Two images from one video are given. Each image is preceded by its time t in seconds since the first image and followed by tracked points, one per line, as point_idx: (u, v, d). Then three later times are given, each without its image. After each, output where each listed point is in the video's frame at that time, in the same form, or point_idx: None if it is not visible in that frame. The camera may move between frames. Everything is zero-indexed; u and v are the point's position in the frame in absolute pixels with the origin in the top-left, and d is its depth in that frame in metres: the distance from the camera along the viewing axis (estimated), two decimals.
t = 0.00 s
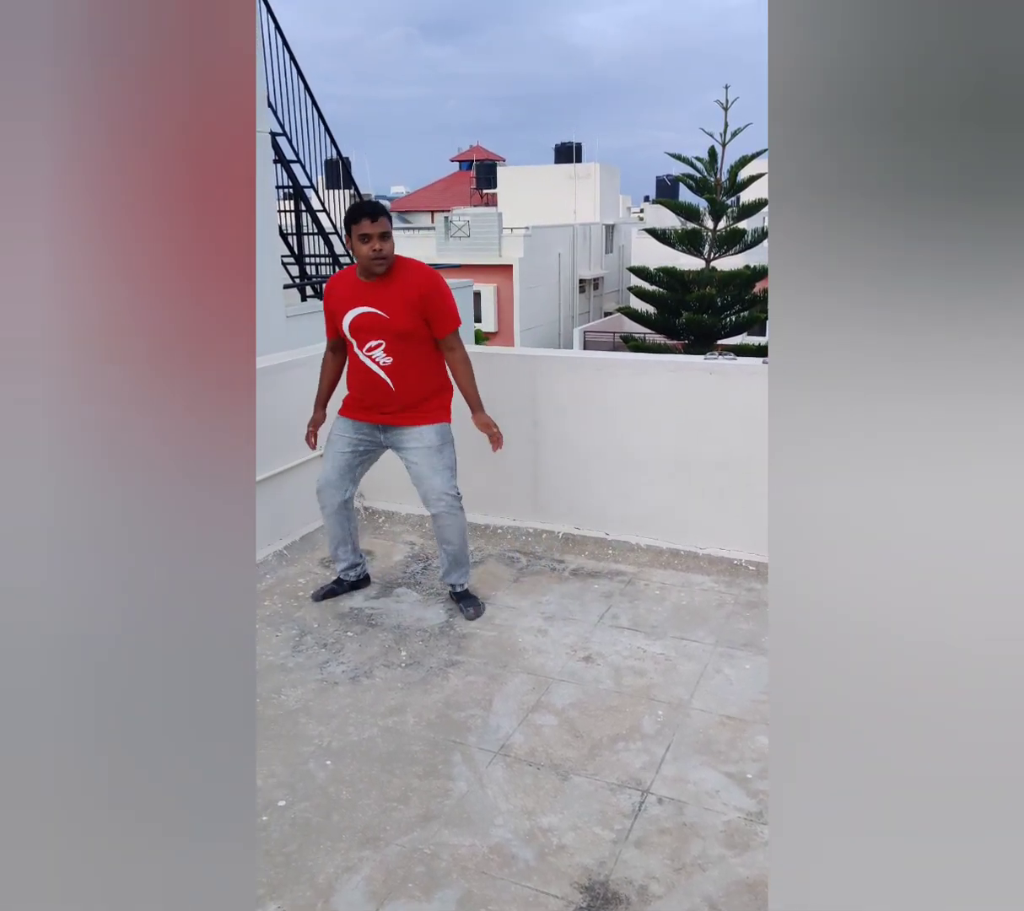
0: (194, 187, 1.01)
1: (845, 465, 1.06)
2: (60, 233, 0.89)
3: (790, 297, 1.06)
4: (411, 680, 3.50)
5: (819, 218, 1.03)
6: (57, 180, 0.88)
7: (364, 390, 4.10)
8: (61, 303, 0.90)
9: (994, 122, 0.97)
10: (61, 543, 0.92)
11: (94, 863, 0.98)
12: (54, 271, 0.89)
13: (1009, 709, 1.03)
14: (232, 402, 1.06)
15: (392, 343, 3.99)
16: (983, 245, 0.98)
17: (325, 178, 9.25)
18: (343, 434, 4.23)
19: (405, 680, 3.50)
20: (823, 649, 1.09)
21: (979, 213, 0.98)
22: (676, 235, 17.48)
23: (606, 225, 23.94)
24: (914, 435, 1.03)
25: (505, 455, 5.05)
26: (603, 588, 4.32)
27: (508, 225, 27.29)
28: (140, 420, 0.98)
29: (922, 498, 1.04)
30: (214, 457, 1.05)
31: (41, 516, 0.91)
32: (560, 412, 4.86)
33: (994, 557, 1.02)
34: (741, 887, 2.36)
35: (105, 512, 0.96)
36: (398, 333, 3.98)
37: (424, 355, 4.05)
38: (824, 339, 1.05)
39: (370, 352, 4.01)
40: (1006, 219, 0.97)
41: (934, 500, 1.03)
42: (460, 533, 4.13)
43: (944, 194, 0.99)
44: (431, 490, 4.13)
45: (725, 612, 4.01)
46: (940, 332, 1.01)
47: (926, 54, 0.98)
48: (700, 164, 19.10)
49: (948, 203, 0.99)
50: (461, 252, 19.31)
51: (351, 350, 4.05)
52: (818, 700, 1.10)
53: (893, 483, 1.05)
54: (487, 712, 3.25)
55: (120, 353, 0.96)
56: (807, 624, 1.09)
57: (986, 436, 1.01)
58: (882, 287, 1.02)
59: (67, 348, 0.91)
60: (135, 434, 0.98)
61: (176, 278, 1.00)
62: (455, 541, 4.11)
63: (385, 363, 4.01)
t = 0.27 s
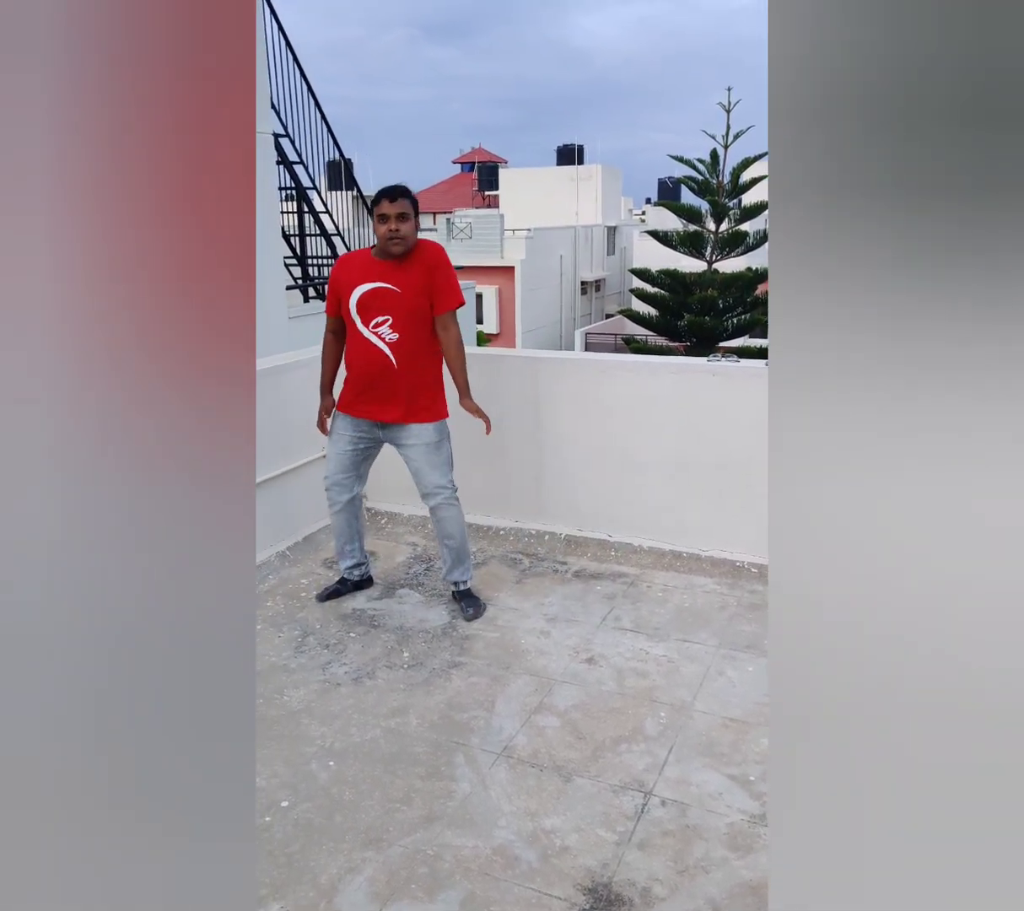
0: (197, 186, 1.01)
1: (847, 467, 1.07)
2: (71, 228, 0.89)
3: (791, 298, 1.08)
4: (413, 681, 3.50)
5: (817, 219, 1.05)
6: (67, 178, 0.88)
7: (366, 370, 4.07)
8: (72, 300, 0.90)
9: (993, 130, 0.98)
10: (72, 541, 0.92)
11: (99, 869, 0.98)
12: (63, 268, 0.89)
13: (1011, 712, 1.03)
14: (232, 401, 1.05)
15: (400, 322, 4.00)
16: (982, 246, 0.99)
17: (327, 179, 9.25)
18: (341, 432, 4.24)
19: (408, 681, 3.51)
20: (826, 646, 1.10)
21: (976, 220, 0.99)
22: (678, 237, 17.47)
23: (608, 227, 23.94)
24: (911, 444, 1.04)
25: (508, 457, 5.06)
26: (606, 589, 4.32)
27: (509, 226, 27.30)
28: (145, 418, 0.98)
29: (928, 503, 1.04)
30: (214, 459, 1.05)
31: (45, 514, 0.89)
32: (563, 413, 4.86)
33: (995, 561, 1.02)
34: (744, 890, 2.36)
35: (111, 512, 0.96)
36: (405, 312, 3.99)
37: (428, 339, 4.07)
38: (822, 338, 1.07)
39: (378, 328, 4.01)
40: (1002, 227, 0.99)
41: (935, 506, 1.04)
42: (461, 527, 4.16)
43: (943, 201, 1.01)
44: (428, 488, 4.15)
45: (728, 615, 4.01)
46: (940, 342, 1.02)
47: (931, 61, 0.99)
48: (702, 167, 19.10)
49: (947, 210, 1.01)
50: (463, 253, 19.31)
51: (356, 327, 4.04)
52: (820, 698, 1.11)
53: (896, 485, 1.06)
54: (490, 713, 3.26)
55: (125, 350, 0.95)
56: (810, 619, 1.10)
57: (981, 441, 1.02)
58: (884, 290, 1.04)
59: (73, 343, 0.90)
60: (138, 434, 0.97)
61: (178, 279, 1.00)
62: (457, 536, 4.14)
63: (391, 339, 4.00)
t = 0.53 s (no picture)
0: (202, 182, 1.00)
1: (847, 466, 1.05)
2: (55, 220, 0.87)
3: (790, 292, 1.05)
4: (420, 680, 3.50)
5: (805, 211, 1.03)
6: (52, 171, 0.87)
7: (364, 368, 4.08)
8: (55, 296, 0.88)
9: (1000, 112, 0.95)
10: (54, 544, 0.90)
11: (104, 867, 0.98)
12: (47, 264, 0.87)
13: (1011, 711, 1.02)
14: (231, 400, 1.04)
15: (397, 320, 3.99)
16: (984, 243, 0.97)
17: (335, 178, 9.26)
18: (348, 431, 4.24)
19: (414, 680, 3.51)
20: (822, 649, 1.08)
21: (978, 205, 0.97)
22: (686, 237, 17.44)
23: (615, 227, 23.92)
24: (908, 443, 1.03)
25: (515, 456, 5.05)
26: (612, 589, 4.31)
27: (516, 225, 27.30)
28: (135, 415, 0.96)
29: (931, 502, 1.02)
30: (209, 458, 1.03)
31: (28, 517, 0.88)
32: (570, 412, 4.86)
33: (995, 561, 1.01)
34: (751, 891, 2.35)
35: (98, 512, 0.94)
36: (403, 311, 3.99)
37: (427, 337, 4.05)
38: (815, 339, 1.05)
39: (375, 326, 4.01)
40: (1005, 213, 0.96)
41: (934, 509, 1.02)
42: (467, 524, 4.17)
43: (944, 184, 0.98)
44: (433, 488, 4.15)
45: (735, 615, 4.00)
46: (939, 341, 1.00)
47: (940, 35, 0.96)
48: (710, 167, 19.06)
49: (947, 194, 0.98)
50: (470, 252, 19.32)
51: (354, 325, 4.04)
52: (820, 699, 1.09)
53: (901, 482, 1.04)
54: (496, 712, 3.26)
55: (118, 352, 0.94)
56: (810, 617, 1.09)
57: (990, 445, 1.00)
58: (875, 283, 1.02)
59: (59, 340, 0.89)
60: (127, 434, 0.96)
61: (171, 274, 0.98)
62: (463, 533, 4.14)
63: (388, 338, 4.00)
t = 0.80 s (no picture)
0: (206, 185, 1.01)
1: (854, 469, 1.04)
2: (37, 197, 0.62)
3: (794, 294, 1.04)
4: (426, 680, 3.50)
5: (795, 225, 0.64)
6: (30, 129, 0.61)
7: (362, 369, 4.09)
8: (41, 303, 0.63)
9: (1000, 103, 0.58)
10: (38, 644, 0.64)
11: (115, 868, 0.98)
12: (26, 255, 0.62)
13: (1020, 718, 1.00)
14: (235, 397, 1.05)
15: (393, 321, 3.99)
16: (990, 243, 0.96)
17: (342, 178, 9.28)
18: (352, 431, 4.24)
19: (421, 680, 3.51)
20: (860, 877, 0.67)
21: (988, 239, 0.59)
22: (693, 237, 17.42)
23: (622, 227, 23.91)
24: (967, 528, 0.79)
25: (522, 456, 5.05)
26: (619, 590, 4.31)
27: (523, 225, 27.31)
28: (123, 468, 0.70)
29: (963, 683, 0.63)
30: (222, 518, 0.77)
31: (11, 612, 0.63)
32: (576, 412, 4.86)
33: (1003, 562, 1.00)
34: (758, 892, 2.35)
35: (86, 601, 0.67)
36: (399, 311, 3.99)
37: (423, 337, 4.05)
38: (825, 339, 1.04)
39: (372, 327, 4.01)
40: (1015, 250, 0.59)
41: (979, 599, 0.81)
42: (472, 524, 4.17)
43: (930, 234, 0.60)
44: (438, 487, 4.15)
45: (742, 616, 4.00)
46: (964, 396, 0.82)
47: None
48: (717, 167, 19.04)
49: (933, 243, 0.60)
50: (477, 253, 19.33)
51: (351, 326, 4.05)
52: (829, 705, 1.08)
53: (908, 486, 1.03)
54: (503, 713, 3.26)
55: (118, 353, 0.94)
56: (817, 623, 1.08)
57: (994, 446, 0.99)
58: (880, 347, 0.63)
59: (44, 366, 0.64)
60: (118, 488, 0.69)
61: (176, 271, 0.72)
62: (469, 533, 4.14)
63: (384, 338, 4.00)
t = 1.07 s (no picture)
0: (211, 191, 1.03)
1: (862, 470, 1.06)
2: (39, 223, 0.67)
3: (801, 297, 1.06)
4: (432, 681, 3.50)
5: (794, 225, 0.79)
6: (30, 154, 0.66)
7: (377, 367, 4.09)
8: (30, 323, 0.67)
9: (993, 115, 0.73)
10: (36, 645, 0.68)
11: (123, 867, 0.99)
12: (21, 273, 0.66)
13: None
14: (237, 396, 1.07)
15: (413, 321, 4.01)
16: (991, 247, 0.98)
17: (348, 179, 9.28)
18: (355, 433, 4.24)
19: (427, 681, 3.51)
20: (848, 864, 0.81)
21: (983, 238, 0.74)
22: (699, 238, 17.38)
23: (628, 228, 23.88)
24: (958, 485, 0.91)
25: (528, 458, 5.05)
26: (625, 591, 4.30)
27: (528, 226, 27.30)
28: (124, 468, 0.74)
29: (964, 693, 0.76)
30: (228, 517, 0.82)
31: (10, 612, 0.67)
32: (582, 414, 4.85)
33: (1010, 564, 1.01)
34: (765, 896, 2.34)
35: (86, 601, 0.72)
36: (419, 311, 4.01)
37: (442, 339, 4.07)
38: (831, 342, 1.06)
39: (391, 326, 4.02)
40: (1004, 252, 0.74)
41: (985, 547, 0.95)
42: (476, 525, 4.17)
43: (931, 233, 0.75)
44: (443, 489, 4.14)
45: (749, 618, 3.99)
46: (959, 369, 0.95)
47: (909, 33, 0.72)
48: (723, 168, 19.00)
49: (933, 243, 0.75)
50: (483, 253, 19.32)
51: (370, 324, 4.06)
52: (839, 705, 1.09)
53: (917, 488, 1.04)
54: (509, 714, 3.25)
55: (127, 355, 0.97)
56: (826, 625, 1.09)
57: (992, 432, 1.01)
58: (882, 345, 0.78)
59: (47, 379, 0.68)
60: (117, 489, 0.73)
61: (173, 276, 0.77)
62: (473, 534, 4.14)
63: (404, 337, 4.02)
